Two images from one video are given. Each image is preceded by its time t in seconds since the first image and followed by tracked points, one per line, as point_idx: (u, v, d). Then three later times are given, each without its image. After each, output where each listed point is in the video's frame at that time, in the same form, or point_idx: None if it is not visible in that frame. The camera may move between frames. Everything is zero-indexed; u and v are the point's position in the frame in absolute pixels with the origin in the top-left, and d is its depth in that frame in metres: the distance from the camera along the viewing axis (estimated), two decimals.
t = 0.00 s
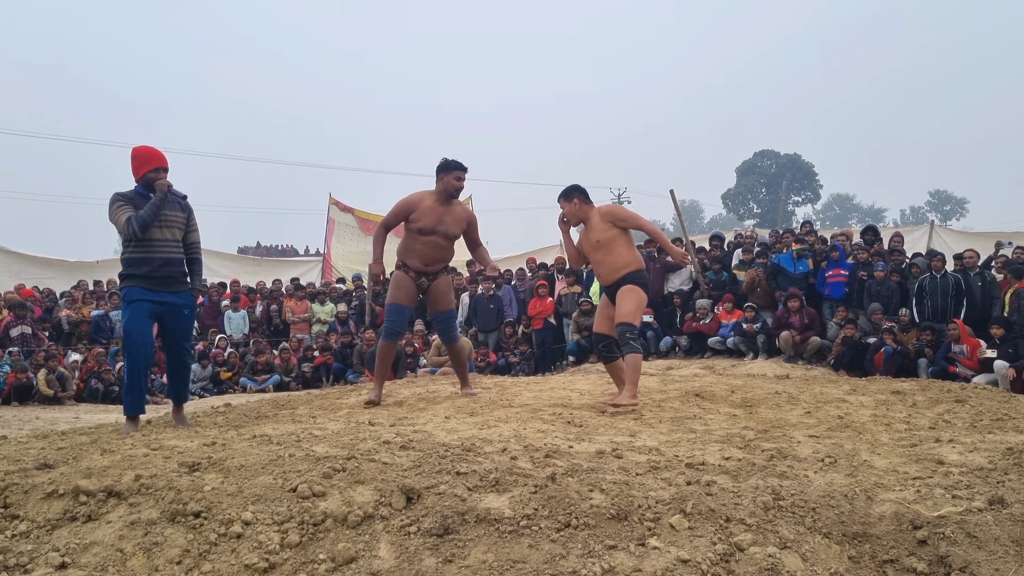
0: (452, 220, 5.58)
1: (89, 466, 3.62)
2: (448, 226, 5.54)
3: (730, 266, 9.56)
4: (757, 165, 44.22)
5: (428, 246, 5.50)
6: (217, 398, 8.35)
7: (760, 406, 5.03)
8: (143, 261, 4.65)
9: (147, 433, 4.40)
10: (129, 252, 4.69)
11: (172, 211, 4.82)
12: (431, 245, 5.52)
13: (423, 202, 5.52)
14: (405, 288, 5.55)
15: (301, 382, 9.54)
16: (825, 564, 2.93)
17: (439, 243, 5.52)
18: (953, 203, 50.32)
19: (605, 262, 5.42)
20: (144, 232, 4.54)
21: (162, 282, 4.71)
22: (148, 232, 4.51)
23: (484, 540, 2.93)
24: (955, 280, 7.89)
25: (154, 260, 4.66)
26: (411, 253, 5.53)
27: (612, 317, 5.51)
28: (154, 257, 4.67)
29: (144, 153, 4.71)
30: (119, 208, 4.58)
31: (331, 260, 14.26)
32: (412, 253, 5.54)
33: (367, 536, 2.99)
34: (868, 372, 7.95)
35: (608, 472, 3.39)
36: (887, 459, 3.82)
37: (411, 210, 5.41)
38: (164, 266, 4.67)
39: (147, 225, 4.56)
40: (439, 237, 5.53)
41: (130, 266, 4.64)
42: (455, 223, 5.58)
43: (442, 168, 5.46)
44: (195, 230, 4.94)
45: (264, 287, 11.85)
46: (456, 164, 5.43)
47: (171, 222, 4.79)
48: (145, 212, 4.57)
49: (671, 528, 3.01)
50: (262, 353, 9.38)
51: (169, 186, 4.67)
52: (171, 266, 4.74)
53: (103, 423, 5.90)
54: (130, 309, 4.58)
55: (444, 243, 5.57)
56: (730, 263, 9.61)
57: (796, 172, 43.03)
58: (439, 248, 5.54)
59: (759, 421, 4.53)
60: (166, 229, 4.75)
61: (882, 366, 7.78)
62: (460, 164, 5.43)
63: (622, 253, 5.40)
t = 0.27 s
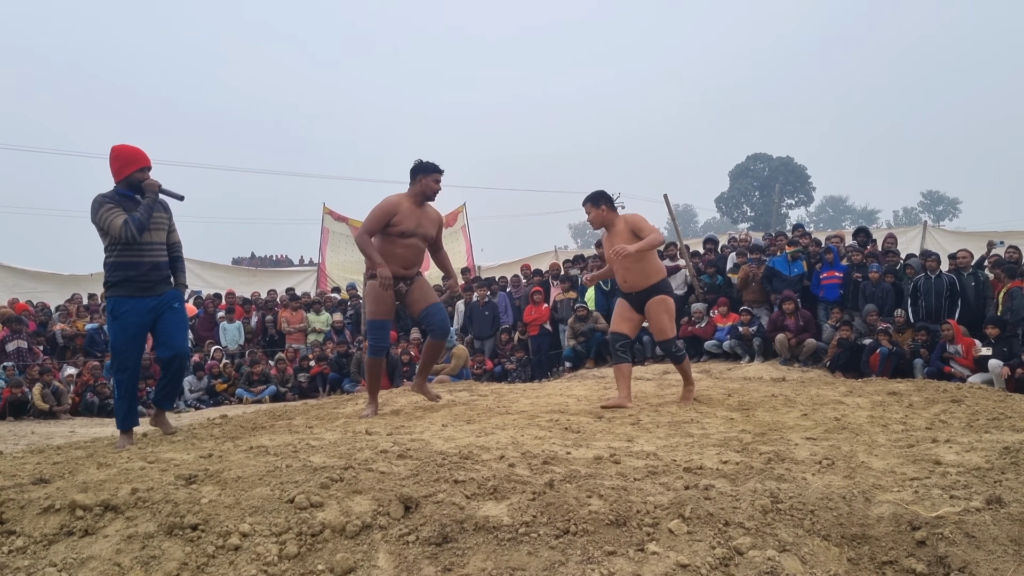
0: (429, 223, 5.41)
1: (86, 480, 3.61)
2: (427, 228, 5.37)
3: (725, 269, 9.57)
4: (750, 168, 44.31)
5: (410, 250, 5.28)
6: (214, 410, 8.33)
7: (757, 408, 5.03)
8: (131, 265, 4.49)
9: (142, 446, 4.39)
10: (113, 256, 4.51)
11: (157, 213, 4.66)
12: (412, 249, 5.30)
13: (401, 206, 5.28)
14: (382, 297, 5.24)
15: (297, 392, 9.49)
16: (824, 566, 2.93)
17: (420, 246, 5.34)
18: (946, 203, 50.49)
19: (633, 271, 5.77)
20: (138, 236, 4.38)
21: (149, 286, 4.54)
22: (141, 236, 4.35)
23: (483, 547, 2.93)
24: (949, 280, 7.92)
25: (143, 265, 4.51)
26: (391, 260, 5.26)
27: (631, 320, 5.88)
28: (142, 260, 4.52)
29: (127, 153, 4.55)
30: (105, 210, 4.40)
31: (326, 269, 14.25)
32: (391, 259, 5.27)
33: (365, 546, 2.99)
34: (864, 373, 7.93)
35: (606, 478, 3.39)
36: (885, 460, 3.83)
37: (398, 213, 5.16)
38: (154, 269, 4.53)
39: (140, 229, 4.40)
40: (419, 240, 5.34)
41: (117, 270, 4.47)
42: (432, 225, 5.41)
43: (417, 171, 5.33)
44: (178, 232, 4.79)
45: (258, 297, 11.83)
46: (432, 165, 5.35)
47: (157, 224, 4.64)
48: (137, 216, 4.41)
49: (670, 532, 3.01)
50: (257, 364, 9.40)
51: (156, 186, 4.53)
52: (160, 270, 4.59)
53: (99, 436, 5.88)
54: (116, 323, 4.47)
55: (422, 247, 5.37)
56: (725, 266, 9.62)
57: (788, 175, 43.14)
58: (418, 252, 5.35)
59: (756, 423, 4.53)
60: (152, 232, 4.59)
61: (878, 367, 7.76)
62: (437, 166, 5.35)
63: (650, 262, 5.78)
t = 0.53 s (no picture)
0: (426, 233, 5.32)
1: (78, 494, 3.59)
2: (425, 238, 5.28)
3: (716, 275, 9.65)
4: (741, 174, 44.44)
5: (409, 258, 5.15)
6: (208, 421, 8.31)
7: (751, 414, 5.03)
8: (125, 278, 4.37)
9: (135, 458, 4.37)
10: (106, 266, 4.39)
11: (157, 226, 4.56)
12: (410, 257, 5.18)
13: (404, 212, 5.19)
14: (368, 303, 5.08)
15: (290, 404, 9.51)
16: (819, 572, 2.93)
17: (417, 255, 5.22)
18: (936, 207, 50.68)
19: (640, 278, 5.92)
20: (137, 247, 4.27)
21: (139, 300, 4.40)
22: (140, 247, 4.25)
23: (478, 557, 2.92)
24: (940, 284, 7.89)
25: (137, 278, 4.39)
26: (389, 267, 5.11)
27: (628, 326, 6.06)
28: (137, 273, 4.41)
29: (132, 163, 4.47)
30: (104, 218, 4.29)
31: (319, 279, 14.28)
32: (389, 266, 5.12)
33: (360, 557, 2.97)
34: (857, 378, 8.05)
35: (600, 485, 3.39)
36: (879, 465, 3.83)
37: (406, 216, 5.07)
38: (148, 284, 4.42)
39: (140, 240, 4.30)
40: (417, 249, 5.24)
41: (110, 282, 4.35)
42: (428, 235, 5.32)
43: (417, 179, 5.29)
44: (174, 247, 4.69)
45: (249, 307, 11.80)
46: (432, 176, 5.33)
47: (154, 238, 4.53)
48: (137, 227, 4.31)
49: (665, 540, 3.00)
50: (250, 376, 9.34)
51: (158, 198, 4.46)
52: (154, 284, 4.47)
53: (91, 449, 5.86)
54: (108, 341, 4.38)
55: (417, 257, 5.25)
56: (716, 272, 9.68)
57: (779, 180, 43.29)
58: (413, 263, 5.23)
59: (751, 429, 4.53)
60: (150, 244, 4.48)
61: (871, 372, 7.89)
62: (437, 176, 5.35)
63: (656, 270, 5.95)
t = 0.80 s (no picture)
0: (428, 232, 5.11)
1: (48, 514, 3.42)
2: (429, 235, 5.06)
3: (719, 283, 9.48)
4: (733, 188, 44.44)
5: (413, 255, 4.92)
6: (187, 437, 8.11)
7: (756, 429, 4.89)
8: (106, 277, 4.10)
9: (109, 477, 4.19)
10: (85, 264, 4.13)
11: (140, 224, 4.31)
12: (414, 255, 4.94)
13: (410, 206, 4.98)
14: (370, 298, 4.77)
15: (273, 418, 9.29)
16: None
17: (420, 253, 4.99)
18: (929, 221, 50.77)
19: (635, 292, 5.82)
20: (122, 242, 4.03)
21: (124, 300, 4.14)
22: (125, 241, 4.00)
23: None
24: (951, 293, 7.81)
25: (119, 277, 4.13)
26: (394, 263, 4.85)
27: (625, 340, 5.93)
28: (120, 272, 4.15)
29: (118, 154, 4.24)
30: (87, 211, 4.04)
31: (303, 286, 14.08)
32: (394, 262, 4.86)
33: None
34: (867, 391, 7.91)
35: (598, 504, 3.24)
36: (890, 482, 3.69)
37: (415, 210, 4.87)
38: (130, 284, 4.15)
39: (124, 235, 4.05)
40: (421, 247, 5.01)
41: (91, 280, 4.08)
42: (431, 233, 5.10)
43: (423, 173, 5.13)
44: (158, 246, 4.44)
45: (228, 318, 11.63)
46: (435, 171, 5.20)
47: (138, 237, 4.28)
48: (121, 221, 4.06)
49: (667, 561, 2.85)
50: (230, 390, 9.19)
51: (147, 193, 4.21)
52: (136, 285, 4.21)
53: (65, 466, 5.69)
54: (90, 336, 4.02)
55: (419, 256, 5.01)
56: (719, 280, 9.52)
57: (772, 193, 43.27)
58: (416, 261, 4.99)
59: (756, 445, 4.39)
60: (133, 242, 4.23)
61: (881, 385, 7.74)
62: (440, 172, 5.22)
63: (649, 285, 5.86)
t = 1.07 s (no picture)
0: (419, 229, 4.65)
1: None
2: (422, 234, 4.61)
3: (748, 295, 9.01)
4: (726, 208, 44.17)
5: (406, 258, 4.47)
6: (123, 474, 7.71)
7: (790, 466, 4.43)
8: (34, 282, 3.66)
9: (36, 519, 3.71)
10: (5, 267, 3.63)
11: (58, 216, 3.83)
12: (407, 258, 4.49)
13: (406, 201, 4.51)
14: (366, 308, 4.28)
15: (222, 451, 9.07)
16: None
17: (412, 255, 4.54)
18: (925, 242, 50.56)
19: (649, 302, 5.50)
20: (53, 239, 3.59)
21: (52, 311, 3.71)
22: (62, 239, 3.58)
23: None
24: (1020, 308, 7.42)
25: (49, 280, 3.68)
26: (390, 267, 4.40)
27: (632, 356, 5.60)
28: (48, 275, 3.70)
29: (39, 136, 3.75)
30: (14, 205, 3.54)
31: (257, 295, 13.71)
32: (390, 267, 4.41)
33: None
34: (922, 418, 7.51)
35: (606, 554, 2.78)
36: (948, 528, 3.23)
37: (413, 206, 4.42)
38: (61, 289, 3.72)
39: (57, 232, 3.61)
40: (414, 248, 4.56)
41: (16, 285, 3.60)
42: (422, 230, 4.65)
43: (416, 158, 4.66)
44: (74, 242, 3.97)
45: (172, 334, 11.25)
46: (426, 157, 4.82)
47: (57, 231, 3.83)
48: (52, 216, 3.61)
49: None
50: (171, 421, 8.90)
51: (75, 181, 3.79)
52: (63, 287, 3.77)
53: None
54: (27, 353, 3.58)
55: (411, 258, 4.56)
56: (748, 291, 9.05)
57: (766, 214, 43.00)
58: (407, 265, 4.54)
59: (791, 485, 3.92)
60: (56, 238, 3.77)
61: (939, 412, 7.34)
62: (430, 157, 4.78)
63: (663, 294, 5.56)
